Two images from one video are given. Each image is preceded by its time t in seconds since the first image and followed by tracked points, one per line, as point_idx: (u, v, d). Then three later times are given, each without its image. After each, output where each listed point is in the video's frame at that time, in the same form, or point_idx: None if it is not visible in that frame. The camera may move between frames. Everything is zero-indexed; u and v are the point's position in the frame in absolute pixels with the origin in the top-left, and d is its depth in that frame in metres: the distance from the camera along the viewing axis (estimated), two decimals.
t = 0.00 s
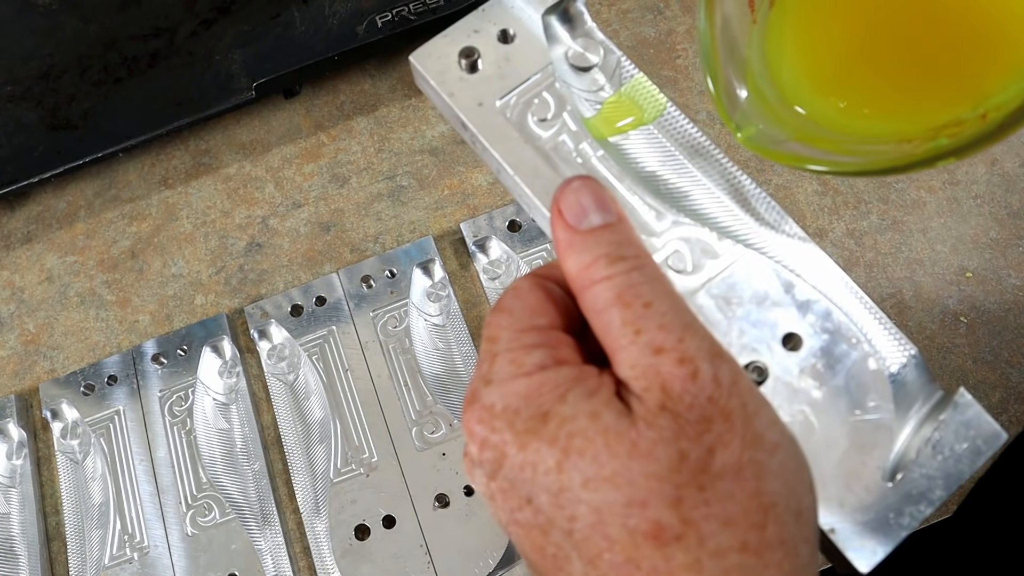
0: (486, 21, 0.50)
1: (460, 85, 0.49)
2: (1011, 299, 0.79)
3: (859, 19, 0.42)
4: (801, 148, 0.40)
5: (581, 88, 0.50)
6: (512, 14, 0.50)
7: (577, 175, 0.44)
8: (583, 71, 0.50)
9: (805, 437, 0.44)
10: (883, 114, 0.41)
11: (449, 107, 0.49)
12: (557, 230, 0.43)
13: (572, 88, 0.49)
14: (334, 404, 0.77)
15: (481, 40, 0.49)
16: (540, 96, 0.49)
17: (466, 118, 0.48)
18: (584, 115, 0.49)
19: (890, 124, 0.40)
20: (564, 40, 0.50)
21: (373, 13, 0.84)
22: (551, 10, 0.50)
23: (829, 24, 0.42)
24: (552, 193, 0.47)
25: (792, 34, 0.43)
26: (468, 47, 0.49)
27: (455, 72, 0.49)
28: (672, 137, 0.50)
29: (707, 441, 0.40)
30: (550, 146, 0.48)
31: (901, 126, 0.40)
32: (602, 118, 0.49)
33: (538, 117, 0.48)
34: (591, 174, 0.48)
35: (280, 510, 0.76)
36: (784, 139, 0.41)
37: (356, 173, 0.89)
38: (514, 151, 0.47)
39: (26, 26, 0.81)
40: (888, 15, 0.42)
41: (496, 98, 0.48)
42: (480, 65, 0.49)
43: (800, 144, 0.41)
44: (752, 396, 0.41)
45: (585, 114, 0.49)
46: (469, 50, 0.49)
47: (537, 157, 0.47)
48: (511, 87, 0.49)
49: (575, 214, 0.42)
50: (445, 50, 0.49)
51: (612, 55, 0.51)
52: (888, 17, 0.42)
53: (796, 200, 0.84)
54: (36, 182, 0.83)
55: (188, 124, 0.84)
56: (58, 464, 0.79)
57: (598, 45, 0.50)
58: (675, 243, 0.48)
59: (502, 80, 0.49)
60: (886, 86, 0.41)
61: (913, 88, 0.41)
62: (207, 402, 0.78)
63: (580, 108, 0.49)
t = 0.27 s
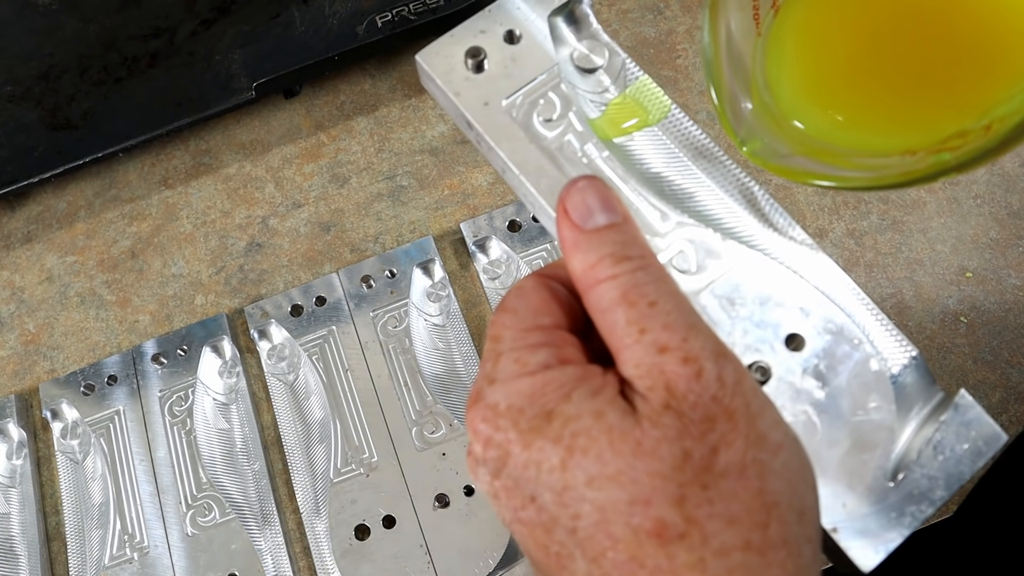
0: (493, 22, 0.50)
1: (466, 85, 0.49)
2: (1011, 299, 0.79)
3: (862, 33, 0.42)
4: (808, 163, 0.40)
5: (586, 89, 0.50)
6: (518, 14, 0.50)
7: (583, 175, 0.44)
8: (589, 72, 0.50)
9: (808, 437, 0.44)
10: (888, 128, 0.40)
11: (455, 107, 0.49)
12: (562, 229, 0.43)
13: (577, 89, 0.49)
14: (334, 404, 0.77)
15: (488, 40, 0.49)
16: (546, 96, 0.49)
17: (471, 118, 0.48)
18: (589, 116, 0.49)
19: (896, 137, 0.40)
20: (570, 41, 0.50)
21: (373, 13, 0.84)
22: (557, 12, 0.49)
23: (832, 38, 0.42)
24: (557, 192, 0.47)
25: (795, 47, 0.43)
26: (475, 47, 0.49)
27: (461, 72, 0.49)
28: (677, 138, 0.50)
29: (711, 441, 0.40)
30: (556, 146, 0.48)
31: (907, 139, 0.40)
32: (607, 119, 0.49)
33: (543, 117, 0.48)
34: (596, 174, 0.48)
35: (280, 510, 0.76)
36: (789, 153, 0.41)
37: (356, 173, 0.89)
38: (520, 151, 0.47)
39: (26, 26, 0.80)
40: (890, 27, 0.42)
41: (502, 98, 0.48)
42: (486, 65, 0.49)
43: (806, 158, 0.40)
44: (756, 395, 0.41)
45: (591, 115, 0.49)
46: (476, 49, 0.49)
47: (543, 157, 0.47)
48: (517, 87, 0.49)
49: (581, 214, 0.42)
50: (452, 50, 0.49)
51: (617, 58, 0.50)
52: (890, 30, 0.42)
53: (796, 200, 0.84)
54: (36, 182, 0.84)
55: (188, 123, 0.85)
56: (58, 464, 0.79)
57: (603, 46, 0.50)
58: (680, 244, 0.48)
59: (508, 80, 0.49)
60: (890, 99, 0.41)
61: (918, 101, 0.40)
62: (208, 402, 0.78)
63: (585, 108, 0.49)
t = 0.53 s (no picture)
0: (500, 21, 0.50)
1: (474, 83, 0.49)
2: (1011, 299, 0.79)
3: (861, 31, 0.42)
4: (807, 164, 0.40)
5: (593, 88, 0.50)
6: (525, 14, 0.50)
7: (590, 173, 0.44)
8: (596, 72, 0.50)
9: (813, 434, 0.44)
10: (887, 128, 0.40)
11: (462, 105, 0.49)
12: (568, 227, 0.43)
13: (584, 88, 0.49)
14: (334, 404, 0.77)
15: (495, 39, 0.49)
16: (552, 95, 0.49)
17: (478, 115, 0.48)
18: (596, 115, 0.49)
19: (894, 137, 0.40)
20: (577, 41, 0.50)
21: (373, 13, 0.84)
22: (564, 13, 0.50)
23: (832, 38, 0.42)
24: (564, 190, 0.47)
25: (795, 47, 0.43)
26: (482, 46, 0.49)
27: (468, 70, 0.49)
28: (683, 136, 0.50)
29: (715, 437, 0.40)
30: (562, 145, 0.48)
31: (906, 138, 0.40)
32: (613, 118, 0.49)
33: (550, 116, 0.48)
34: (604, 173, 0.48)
35: (280, 510, 0.76)
36: (789, 153, 0.41)
37: (356, 173, 0.89)
38: (526, 149, 0.47)
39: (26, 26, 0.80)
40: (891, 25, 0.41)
41: (509, 96, 0.48)
42: (493, 64, 0.49)
43: (806, 159, 0.40)
44: (760, 393, 0.41)
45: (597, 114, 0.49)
46: (483, 49, 0.49)
47: (549, 155, 0.47)
48: (523, 86, 0.49)
49: (587, 211, 0.42)
50: (459, 49, 0.49)
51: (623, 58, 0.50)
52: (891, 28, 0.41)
53: (796, 200, 0.84)
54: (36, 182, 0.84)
55: (188, 124, 0.85)
56: (58, 464, 0.79)
57: (610, 47, 0.50)
58: (685, 242, 0.48)
59: (515, 78, 0.49)
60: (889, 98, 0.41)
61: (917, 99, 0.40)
62: (208, 402, 0.78)
63: (592, 107, 0.49)
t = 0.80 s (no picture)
0: (497, 20, 0.50)
1: (471, 83, 0.49)
2: (1011, 299, 0.79)
3: (858, 34, 0.42)
4: (806, 169, 0.40)
5: (589, 88, 0.50)
6: (522, 13, 0.50)
7: (585, 172, 0.44)
8: (592, 73, 0.50)
9: (808, 430, 0.45)
10: (887, 129, 0.40)
11: (459, 104, 0.49)
12: (564, 225, 0.43)
13: (581, 88, 0.50)
14: (334, 404, 0.77)
15: (492, 39, 0.49)
16: (550, 94, 0.49)
17: (476, 114, 0.48)
18: (593, 115, 0.49)
19: (895, 138, 0.40)
20: (574, 41, 0.50)
21: (373, 13, 0.84)
22: (561, 14, 0.50)
23: (821, 49, 0.42)
24: (561, 189, 0.47)
25: (793, 50, 0.42)
26: (479, 45, 0.49)
27: (466, 69, 0.49)
28: (679, 135, 0.50)
29: (710, 433, 0.40)
30: (559, 144, 0.48)
31: (906, 140, 0.40)
32: (610, 118, 0.49)
33: (547, 115, 0.48)
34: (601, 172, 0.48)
35: (280, 510, 0.76)
36: (788, 158, 0.41)
37: (356, 173, 0.89)
38: (524, 149, 0.47)
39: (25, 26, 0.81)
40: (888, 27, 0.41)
41: (507, 95, 0.48)
42: (490, 64, 0.49)
43: (805, 163, 0.41)
44: (755, 390, 0.41)
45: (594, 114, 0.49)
46: (481, 48, 0.49)
47: (546, 154, 0.47)
48: (521, 85, 0.49)
49: (583, 209, 0.42)
50: (457, 48, 0.49)
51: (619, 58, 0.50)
52: (883, 34, 0.42)
53: (796, 201, 0.84)
54: (36, 182, 0.83)
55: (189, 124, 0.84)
56: (58, 464, 0.79)
57: (606, 47, 0.50)
58: (682, 241, 0.48)
59: (512, 78, 0.49)
60: (888, 100, 0.41)
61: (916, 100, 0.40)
62: (208, 402, 0.78)
63: (588, 107, 0.49)
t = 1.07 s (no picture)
0: (496, 20, 0.50)
1: (470, 82, 0.48)
2: (1011, 299, 0.79)
3: (855, 37, 0.41)
4: (803, 173, 0.41)
5: (588, 88, 0.50)
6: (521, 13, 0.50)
7: (584, 171, 0.44)
8: (590, 72, 0.50)
9: (807, 429, 0.44)
10: (885, 133, 0.40)
11: (458, 104, 0.48)
12: (563, 224, 0.43)
13: (579, 88, 0.50)
14: (334, 404, 0.77)
15: (491, 39, 0.49)
16: (548, 94, 0.49)
17: (475, 113, 0.48)
18: (592, 114, 0.49)
19: (893, 142, 0.40)
20: (572, 41, 0.50)
21: (373, 13, 0.84)
22: (560, 14, 0.50)
23: (820, 51, 0.42)
24: (559, 187, 0.46)
25: (791, 55, 0.42)
26: (478, 44, 0.49)
27: (464, 69, 0.49)
28: (678, 135, 0.50)
29: (708, 431, 0.40)
30: (557, 143, 0.48)
31: (904, 144, 0.40)
32: (609, 117, 0.49)
33: (546, 115, 0.48)
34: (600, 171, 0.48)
35: (280, 510, 0.76)
36: (785, 162, 0.41)
37: (356, 173, 0.89)
38: (523, 148, 0.47)
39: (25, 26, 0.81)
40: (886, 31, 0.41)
41: (506, 95, 0.48)
42: (489, 63, 0.49)
43: (802, 168, 0.41)
44: (753, 387, 0.41)
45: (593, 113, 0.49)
46: (479, 47, 0.49)
47: (544, 153, 0.47)
48: (520, 85, 0.48)
49: (581, 208, 0.42)
50: (455, 47, 0.49)
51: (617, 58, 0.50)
52: (883, 37, 0.41)
53: (796, 201, 0.84)
54: (36, 182, 0.83)
55: (189, 124, 0.84)
56: (58, 464, 0.79)
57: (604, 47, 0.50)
58: (681, 240, 0.48)
59: (510, 78, 0.49)
60: (887, 104, 0.40)
61: (914, 104, 0.40)
62: (207, 402, 0.78)
63: (587, 106, 0.49)
